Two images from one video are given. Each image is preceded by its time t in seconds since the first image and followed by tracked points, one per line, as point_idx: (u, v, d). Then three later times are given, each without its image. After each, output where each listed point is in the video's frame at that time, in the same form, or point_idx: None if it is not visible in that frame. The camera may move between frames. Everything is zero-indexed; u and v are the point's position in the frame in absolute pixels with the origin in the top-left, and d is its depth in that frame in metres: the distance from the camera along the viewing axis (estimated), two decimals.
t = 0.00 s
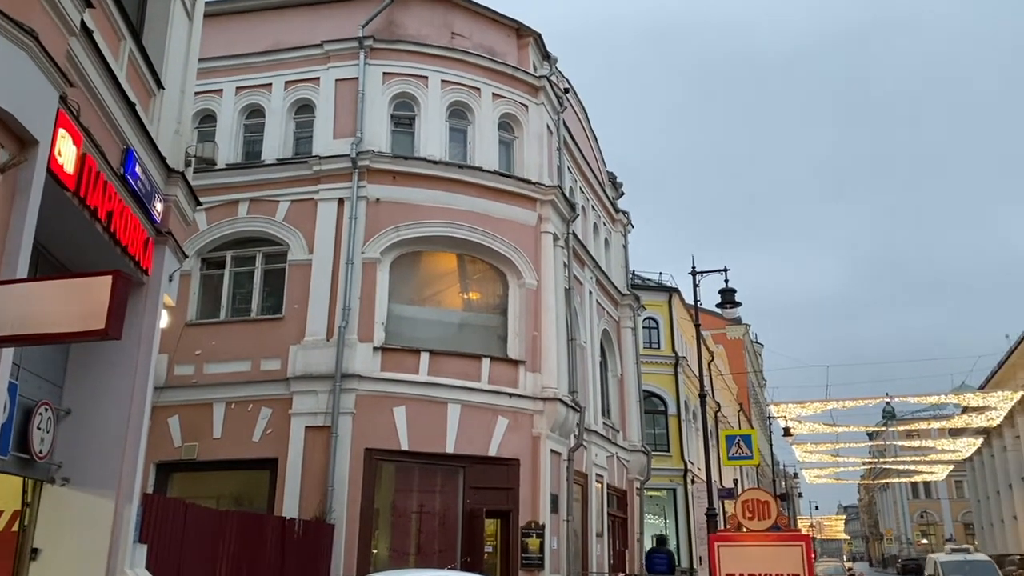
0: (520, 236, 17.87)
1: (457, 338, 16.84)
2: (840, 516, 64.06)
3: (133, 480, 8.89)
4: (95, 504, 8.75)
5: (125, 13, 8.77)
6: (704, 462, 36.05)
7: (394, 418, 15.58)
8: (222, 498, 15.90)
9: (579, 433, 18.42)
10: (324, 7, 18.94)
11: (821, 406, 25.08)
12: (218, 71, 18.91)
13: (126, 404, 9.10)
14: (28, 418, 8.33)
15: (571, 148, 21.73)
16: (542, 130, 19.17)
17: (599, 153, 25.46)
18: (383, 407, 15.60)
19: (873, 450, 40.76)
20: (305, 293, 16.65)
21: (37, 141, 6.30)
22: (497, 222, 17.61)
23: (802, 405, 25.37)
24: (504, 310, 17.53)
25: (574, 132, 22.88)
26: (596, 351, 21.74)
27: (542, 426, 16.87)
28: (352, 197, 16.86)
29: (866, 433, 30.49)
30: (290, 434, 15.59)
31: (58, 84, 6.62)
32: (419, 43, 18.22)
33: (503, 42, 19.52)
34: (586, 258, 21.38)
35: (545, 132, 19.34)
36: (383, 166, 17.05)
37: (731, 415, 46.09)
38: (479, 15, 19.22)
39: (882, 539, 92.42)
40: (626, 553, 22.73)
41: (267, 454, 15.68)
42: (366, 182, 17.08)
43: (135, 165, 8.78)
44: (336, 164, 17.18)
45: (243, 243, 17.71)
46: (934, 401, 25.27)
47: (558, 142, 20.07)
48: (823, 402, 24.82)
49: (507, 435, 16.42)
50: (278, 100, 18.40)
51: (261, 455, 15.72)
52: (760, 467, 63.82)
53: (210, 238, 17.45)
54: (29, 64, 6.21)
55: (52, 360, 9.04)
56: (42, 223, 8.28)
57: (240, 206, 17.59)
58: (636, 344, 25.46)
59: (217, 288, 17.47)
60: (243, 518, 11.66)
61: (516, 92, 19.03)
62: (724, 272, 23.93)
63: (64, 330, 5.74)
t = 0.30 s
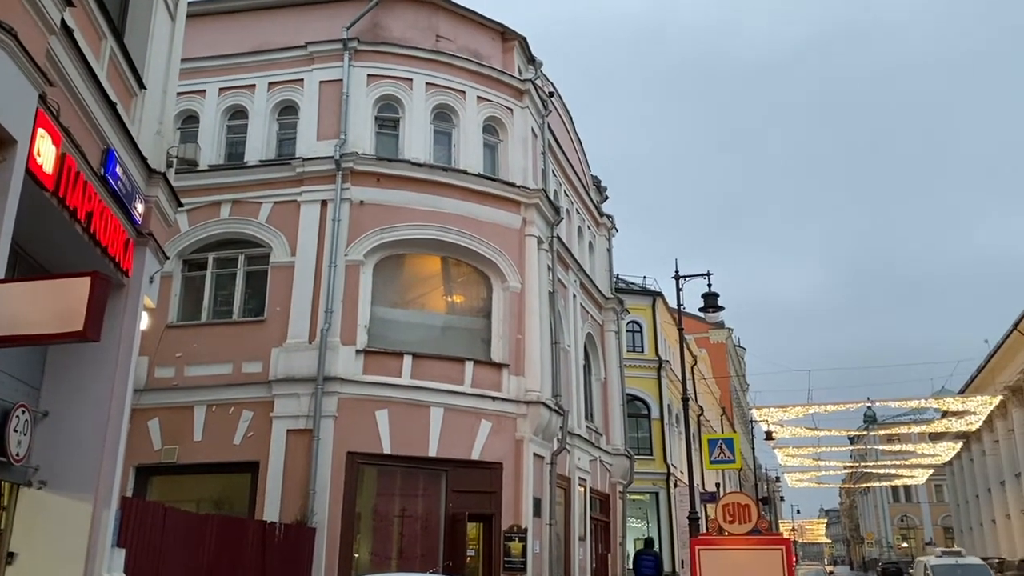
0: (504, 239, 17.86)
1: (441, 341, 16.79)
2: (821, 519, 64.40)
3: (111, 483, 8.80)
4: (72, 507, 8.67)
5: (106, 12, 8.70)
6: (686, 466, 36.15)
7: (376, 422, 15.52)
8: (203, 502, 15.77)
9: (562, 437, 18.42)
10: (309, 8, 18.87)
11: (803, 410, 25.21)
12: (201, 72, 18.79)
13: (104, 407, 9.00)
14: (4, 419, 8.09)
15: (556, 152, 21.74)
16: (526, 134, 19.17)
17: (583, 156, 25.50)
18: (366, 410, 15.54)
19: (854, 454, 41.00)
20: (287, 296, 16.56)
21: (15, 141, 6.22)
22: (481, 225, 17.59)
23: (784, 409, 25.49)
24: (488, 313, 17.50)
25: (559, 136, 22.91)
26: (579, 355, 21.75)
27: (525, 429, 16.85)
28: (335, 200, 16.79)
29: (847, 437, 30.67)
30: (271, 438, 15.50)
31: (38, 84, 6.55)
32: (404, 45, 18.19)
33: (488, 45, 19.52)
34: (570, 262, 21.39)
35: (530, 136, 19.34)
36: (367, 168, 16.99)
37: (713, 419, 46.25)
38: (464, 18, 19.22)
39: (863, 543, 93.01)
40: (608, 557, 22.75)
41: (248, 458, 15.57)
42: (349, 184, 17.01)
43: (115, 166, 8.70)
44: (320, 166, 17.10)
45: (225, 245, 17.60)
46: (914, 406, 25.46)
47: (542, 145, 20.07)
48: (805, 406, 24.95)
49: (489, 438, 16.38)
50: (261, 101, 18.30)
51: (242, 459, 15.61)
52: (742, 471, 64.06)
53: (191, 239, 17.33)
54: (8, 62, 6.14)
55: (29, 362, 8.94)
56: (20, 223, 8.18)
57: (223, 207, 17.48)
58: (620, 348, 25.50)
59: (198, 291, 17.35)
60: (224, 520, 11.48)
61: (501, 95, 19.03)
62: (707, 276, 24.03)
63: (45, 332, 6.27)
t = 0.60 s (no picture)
0: (490, 243, 17.85)
1: (426, 344, 16.75)
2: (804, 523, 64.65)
3: (93, 486, 8.73)
4: (51, 511, 8.57)
5: (90, 13, 8.64)
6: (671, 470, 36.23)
7: (361, 425, 15.46)
8: (185, 506, 15.65)
9: (547, 440, 18.41)
10: (295, 10, 18.82)
11: (787, 414, 25.32)
12: (186, 73, 18.69)
13: (86, 410, 8.93)
14: None
15: (542, 156, 21.76)
16: (512, 137, 19.18)
17: (569, 160, 25.53)
18: (351, 413, 15.48)
19: (838, 457, 41.20)
20: (272, 298, 16.49)
21: None
22: (467, 229, 17.58)
23: (768, 413, 25.58)
24: (474, 317, 17.48)
25: (545, 140, 22.94)
26: (565, 358, 21.75)
27: (510, 433, 16.83)
28: (321, 202, 16.73)
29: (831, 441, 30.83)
30: (255, 441, 15.41)
31: (20, 85, 6.50)
32: (390, 48, 18.16)
33: (475, 49, 19.52)
34: (556, 266, 21.41)
35: (516, 139, 19.35)
36: (353, 171, 16.93)
37: (698, 423, 46.40)
38: (451, 21, 19.21)
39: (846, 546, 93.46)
40: (593, 561, 22.76)
41: (232, 461, 15.47)
42: (335, 186, 16.95)
43: (98, 167, 8.63)
44: (305, 168, 17.04)
45: (209, 247, 17.49)
46: (897, 410, 25.65)
47: (528, 149, 20.08)
48: (789, 410, 25.06)
49: (474, 442, 16.36)
50: (247, 103, 18.22)
51: (225, 462, 15.51)
52: (727, 475, 64.24)
53: (175, 241, 17.22)
54: None
55: (10, 364, 8.83)
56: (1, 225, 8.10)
57: (207, 209, 17.38)
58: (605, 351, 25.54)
59: (182, 293, 17.24)
60: (207, 522, 11.31)
61: (487, 99, 19.03)
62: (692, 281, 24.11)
63: (30, 333, 7.09)
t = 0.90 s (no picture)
0: (479, 246, 17.85)
1: (414, 347, 16.73)
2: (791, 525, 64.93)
3: (78, 490, 8.67)
4: (36, 515, 8.49)
5: (76, 14, 8.59)
6: (658, 473, 36.31)
7: (348, 428, 15.42)
8: (171, 510, 15.55)
9: (535, 443, 18.41)
10: (283, 12, 18.78)
11: (774, 417, 25.41)
12: (174, 75, 18.61)
13: (72, 412, 8.88)
14: None
15: (531, 158, 21.79)
16: (501, 140, 19.19)
17: (558, 164, 25.57)
18: (338, 416, 15.43)
19: (824, 460, 41.38)
20: (259, 301, 16.43)
21: None
22: (456, 231, 17.58)
23: (755, 415, 25.67)
24: (462, 320, 17.46)
25: (534, 143, 22.97)
26: (553, 361, 21.76)
27: (498, 436, 16.82)
28: (309, 204, 16.69)
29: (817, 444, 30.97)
30: (241, 444, 15.34)
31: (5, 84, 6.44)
32: (379, 50, 18.14)
33: (463, 51, 19.53)
34: (545, 269, 21.42)
35: (505, 142, 19.36)
36: (341, 173, 16.89)
37: (686, 425, 46.49)
38: (439, 24, 19.22)
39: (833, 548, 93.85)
40: (580, 565, 22.76)
41: (218, 465, 15.39)
42: (323, 189, 16.90)
43: (84, 169, 8.56)
44: (293, 171, 16.98)
45: (196, 249, 17.42)
46: (883, 413, 25.79)
47: (517, 152, 20.09)
48: (776, 413, 25.16)
49: (462, 445, 16.34)
50: (234, 105, 18.16)
51: (211, 465, 15.43)
52: (714, 478, 64.38)
53: (161, 243, 17.13)
54: None
55: None
56: None
57: (194, 211, 17.31)
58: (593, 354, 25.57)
59: (168, 295, 17.15)
60: (193, 525, 11.23)
61: (476, 102, 19.04)
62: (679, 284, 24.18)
63: (13, 336, 7.19)
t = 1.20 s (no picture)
0: (471, 247, 17.84)
1: (406, 349, 16.70)
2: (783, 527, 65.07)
3: (66, 492, 8.62)
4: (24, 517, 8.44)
5: (67, 14, 8.55)
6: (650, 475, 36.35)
7: (340, 431, 15.38)
8: (162, 512, 15.48)
9: (527, 445, 18.40)
10: (275, 13, 18.75)
11: (765, 419, 25.46)
12: (165, 76, 18.55)
13: (61, 414, 8.83)
14: None
15: (523, 160, 21.79)
16: (493, 142, 19.19)
17: (550, 166, 25.58)
18: (330, 418, 15.39)
19: (816, 462, 41.48)
20: (250, 302, 16.38)
21: None
22: (448, 233, 17.57)
23: (747, 417, 25.72)
24: (454, 322, 17.45)
25: (526, 145, 22.97)
26: (545, 363, 21.76)
27: (490, 438, 16.81)
28: (300, 206, 16.64)
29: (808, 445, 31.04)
30: (232, 446, 15.28)
31: None
32: (371, 52, 18.12)
33: (455, 53, 19.53)
34: (537, 270, 21.42)
35: (497, 144, 19.36)
36: (333, 175, 16.87)
37: (677, 427, 46.56)
38: (432, 25, 19.21)
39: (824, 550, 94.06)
40: (572, 566, 22.75)
41: (209, 467, 15.33)
42: (314, 190, 16.87)
43: (74, 169, 8.52)
44: (285, 172, 16.94)
45: (186, 251, 17.35)
46: (873, 415, 25.86)
47: (509, 154, 20.10)
48: (767, 415, 25.21)
49: (454, 447, 16.31)
50: (225, 106, 18.11)
51: (202, 468, 15.36)
52: (705, 480, 64.45)
53: (152, 245, 17.07)
54: None
55: None
56: None
57: (185, 212, 17.24)
58: (585, 356, 25.58)
59: (159, 297, 17.08)
60: (183, 528, 11.16)
61: (468, 103, 19.03)
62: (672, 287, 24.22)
63: (5, 338, 7.18)
